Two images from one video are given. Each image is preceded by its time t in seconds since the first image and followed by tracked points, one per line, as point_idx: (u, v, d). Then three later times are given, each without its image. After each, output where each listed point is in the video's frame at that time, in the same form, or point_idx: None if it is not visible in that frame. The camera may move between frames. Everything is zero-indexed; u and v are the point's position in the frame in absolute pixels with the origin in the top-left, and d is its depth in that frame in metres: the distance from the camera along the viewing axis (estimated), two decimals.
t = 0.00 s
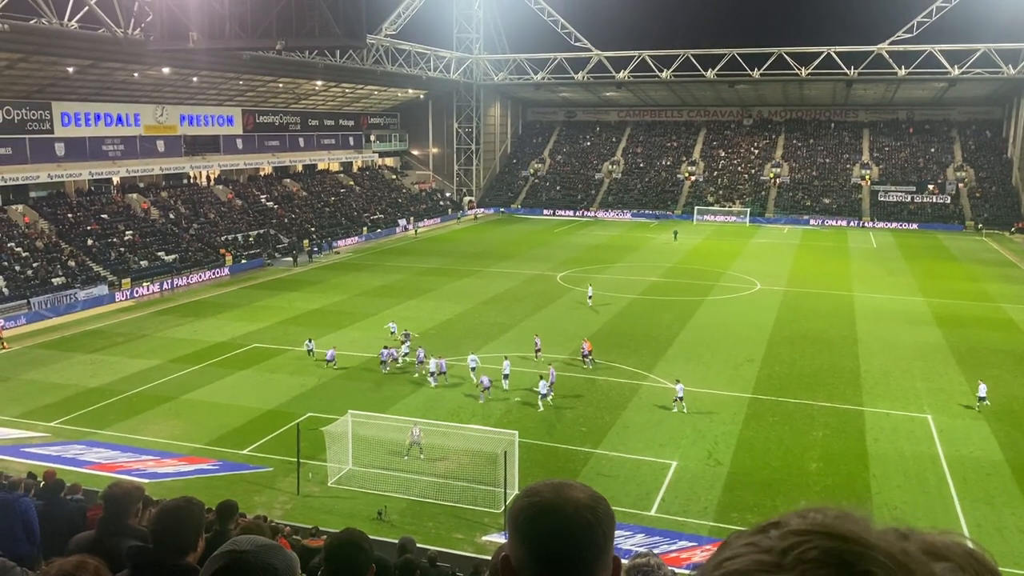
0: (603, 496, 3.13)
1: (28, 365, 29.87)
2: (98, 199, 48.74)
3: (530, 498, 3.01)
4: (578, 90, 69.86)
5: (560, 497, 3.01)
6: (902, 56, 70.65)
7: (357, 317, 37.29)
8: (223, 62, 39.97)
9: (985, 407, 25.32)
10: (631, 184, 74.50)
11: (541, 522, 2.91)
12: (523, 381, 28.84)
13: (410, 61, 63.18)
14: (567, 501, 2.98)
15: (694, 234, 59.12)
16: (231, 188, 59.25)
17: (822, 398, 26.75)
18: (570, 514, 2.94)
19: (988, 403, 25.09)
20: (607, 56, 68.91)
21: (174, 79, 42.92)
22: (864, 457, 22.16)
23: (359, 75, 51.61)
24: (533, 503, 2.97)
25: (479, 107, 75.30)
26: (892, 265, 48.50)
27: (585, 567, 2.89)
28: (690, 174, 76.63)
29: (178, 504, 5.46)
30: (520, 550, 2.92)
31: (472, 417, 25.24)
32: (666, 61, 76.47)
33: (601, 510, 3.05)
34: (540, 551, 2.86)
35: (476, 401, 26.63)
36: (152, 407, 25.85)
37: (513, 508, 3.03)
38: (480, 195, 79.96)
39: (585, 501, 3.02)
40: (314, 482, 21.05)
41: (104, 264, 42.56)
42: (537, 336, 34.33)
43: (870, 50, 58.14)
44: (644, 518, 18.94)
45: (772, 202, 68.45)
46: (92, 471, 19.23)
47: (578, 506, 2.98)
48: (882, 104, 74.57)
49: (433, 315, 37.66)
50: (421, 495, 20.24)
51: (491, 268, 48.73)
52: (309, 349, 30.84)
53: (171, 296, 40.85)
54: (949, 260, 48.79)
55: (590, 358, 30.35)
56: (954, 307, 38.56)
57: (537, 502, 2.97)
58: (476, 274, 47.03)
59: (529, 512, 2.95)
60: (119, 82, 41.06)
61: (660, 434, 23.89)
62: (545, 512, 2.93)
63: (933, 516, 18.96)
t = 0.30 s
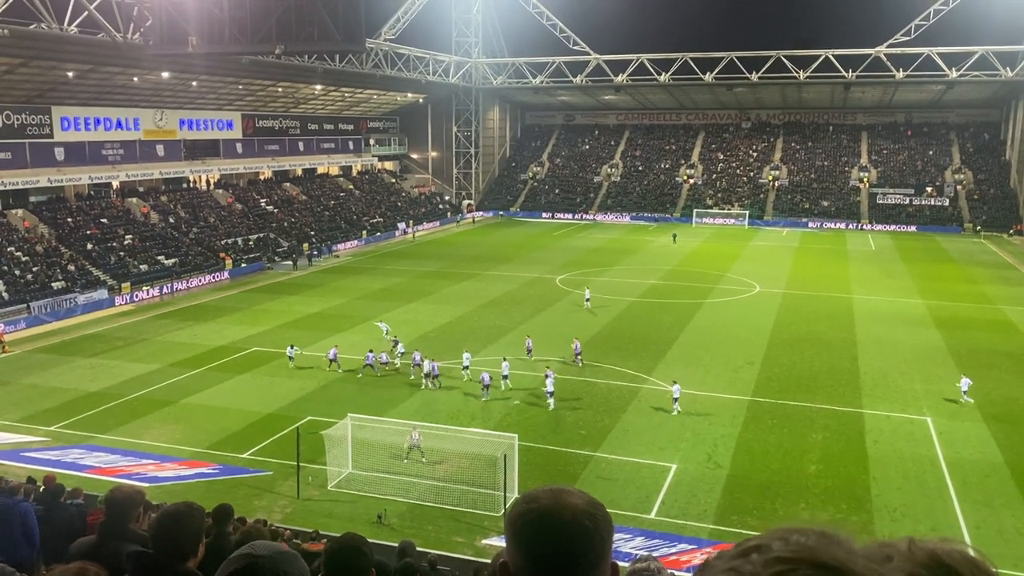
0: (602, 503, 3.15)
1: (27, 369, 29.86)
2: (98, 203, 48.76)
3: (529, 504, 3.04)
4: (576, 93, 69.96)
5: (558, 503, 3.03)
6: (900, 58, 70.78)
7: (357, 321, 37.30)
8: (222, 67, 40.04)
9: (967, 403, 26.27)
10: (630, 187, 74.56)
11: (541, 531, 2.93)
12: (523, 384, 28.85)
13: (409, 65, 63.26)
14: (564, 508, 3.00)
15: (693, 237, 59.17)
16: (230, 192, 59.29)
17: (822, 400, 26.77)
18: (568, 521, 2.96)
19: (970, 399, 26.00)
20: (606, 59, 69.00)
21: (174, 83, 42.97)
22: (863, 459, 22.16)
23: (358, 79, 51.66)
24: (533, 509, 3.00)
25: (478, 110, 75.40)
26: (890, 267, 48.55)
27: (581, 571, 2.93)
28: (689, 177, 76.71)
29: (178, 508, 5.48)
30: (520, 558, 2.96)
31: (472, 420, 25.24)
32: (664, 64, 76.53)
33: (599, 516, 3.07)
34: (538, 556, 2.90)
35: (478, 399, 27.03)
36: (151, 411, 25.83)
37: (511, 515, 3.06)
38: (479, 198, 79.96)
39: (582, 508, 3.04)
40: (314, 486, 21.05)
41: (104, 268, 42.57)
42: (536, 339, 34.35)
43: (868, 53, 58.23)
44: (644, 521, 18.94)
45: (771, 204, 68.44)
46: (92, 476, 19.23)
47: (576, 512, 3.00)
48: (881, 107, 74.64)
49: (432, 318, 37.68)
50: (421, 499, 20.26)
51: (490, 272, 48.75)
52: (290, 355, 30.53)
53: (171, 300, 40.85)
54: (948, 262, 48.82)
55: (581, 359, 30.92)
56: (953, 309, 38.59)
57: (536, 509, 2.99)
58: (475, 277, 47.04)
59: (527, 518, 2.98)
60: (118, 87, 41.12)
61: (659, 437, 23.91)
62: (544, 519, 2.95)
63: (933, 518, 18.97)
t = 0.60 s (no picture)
0: (598, 505, 3.11)
1: (20, 375, 29.71)
2: (91, 207, 48.61)
3: (525, 507, 3.01)
4: (570, 95, 70.00)
5: (555, 506, 2.99)
6: (893, 60, 70.96)
7: (352, 324, 37.22)
8: (215, 70, 39.99)
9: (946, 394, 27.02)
10: (625, 189, 74.70)
11: (538, 538, 2.89)
12: (518, 386, 28.83)
13: (403, 67, 63.18)
14: (561, 510, 2.96)
15: (688, 239, 59.32)
16: (224, 196, 59.13)
17: (817, 401, 26.80)
18: (565, 523, 2.92)
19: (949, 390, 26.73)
20: (600, 62, 69.09)
21: (167, 87, 42.88)
22: (859, 460, 22.16)
23: (352, 81, 51.61)
24: (528, 510, 2.97)
25: (472, 113, 75.40)
26: (884, 268, 48.72)
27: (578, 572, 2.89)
28: (684, 180, 76.81)
29: (171, 514, 5.38)
30: (520, 561, 2.94)
31: (467, 423, 25.22)
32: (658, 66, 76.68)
33: (596, 519, 3.02)
34: (535, 558, 2.87)
35: (474, 398, 27.52)
36: (145, 415, 25.72)
37: (507, 517, 3.03)
38: (474, 201, 79.96)
39: (580, 511, 3.00)
40: (309, 490, 20.99)
41: (97, 272, 42.41)
42: (532, 342, 34.33)
43: (861, 54, 58.40)
44: (639, 523, 18.92)
45: (765, 206, 68.58)
46: (86, 481, 19.08)
47: (572, 514, 2.96)
48: (874, 108, 74.88)
49: (428, 322, 37.62)
50: (416, 503, 20.21)
51: (485, 274, 48.68)
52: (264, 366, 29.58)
53: (164, 304, 40.70)
54: (943, 263, 48.99)
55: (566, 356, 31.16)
56: (947, 309, 38.72)
57: (534, 510, 2.97)
58: (470, 280, 47.00)
59: (524, 518, 2.95)
60: (111, 90, 41.01)
61: (655, 439, 23.90)
62: (539, 520, 2.92)
63: (930, 519, 18.97)
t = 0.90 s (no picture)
0: (589, 508, 3.14)
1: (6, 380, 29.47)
2: (77, 211, 48.32)
3: (517, 508, 3.04)
4: (558, 97, 70.12)
5: (547, 507, 3.02)
6: (879, 60, 71.40)
7: (341, 327, 37.13)
8: (202, 73, 39.85)
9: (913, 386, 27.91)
10: (613, 190, 75.02)
11: (528, 536, 2.92)
12: (509, 388, 28.84)
13: (389, 69, 63.09)
14: (552, 510, 2.99)
15: (676, 239, 59.59)
16: (212, 199, 58.85)
17: (806, 400, 26.98)
18: (558, 525, 2.95)
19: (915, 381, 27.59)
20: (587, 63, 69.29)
21: (153, 89, 42.64)
22: (848, 458, 22.31)
23: (339, 83, 51.50)
24: (522, 511, 2.99)
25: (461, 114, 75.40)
26: (871, 267, 49.11)
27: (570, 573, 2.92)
28: (672, 181, 77.17)
29: (160, 519, 5.40)
30: (510, 560, 2.96)
31: (457, 424, 25.22)
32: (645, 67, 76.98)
33: (586, 522, 3.05)
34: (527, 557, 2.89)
35: (465, 400, 27.51)
36: (134, 420, 25.59)
37: (498, 520, 3.04)
38: (462, 203, 79.95)
39: (571, 511, 3.03)
40: (300, 494, 20.95)
41: (84, 276, 42.16)
42: (521, 343, 34.36)
43: (847, 54, 58.80)
44: (630, 523, 18.98)
45: (753, 206, 68.99)
46: (74, 486, 18.97)
47: (565, 516, 2.99)
48: (860, 108, 75.45)
49: (417, 323, 37.57)
50: (407, 505, 20.18)
51: (474, 276, 48.66)
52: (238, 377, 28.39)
53: (152, 308, 40.49)
54: (929, 262, 49.44)
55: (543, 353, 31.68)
56: (934, 307, 39.04)
57: (525, 510, 3.00)
58: (459, 282, 46.99)
59: (517, 520, 2.97)
60: (97, 93, 40.77)
61: (645, 439, 23.98)
62: (532, 523, 2.94)
63: (918, 516, 19.12)
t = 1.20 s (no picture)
0: (575, 502, 3.16)
1: None
2: (56, 212, 47.81)
3: (503, 503, 3.07)
4: (540, 95, 70.10)
5: (532, 502, 3.05)
6: (857, 58, 72.05)
7: (324, 327, 36.96)
8: (182, 72, 39.49)
9: (871, 377, 28.73)
10: (595, 189, 75.30)
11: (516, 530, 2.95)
12: (493, 387, 28.81)
13: (371, 68, 62.83)
14: (539, 507, 3.02)
15: (658, 237, 59.85)
16: (192, 199, 58.37)
17: (789, 396, 27.21)
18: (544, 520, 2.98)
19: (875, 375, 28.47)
20: (569, 62, 69.38)
21: (132, 89, 42.18)
22: (830, 453, 22.53)
23: (320, 82, 51.22)
24: (507, 508, 3.02)
25: (443, 113, 75.26)
26: (851, 263, 49.56)
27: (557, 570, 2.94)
28: (654, 179, 77.52)
29: (140, 521, 5.35)
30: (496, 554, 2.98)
31: (441, 424, 25.19)
32: (627, 66, 77.19)
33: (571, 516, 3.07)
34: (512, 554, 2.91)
35: (450, 399, 27.49)
36: (115, 422, 25.37)
37: (484, 518, 3.07)
38: (445, 202, 79.75)
39: (557, 506, 3.06)
40: (283, 494, 20.88)
41: (63, 278, 41.70)
42: (505, 341, 34.39)
43: (826, 53, 59.24)
44: (614, 520, 19.09)
45: (734, 203, 69.40)
46: (55, 489, 18.86)
47: (549, 511, 3.02)
48: (839, 105, 76.13)
49: (401, 323, 37.48)
50: (391, 505, 20.18)
51: (458, 275, 48.61)
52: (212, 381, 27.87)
53: (132, 309, 40.14)
54: (909, 258, 50.00)
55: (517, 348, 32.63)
56: (913, 303, 39.47)
57: (513, 507, 3.02)
58: (443, 281, 46.93)
59: (504, 517, 2.99)
60: (75, 93, 40.31)
61: (629, 436, 24.10)
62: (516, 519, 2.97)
63: (899, 510, 19.36)
